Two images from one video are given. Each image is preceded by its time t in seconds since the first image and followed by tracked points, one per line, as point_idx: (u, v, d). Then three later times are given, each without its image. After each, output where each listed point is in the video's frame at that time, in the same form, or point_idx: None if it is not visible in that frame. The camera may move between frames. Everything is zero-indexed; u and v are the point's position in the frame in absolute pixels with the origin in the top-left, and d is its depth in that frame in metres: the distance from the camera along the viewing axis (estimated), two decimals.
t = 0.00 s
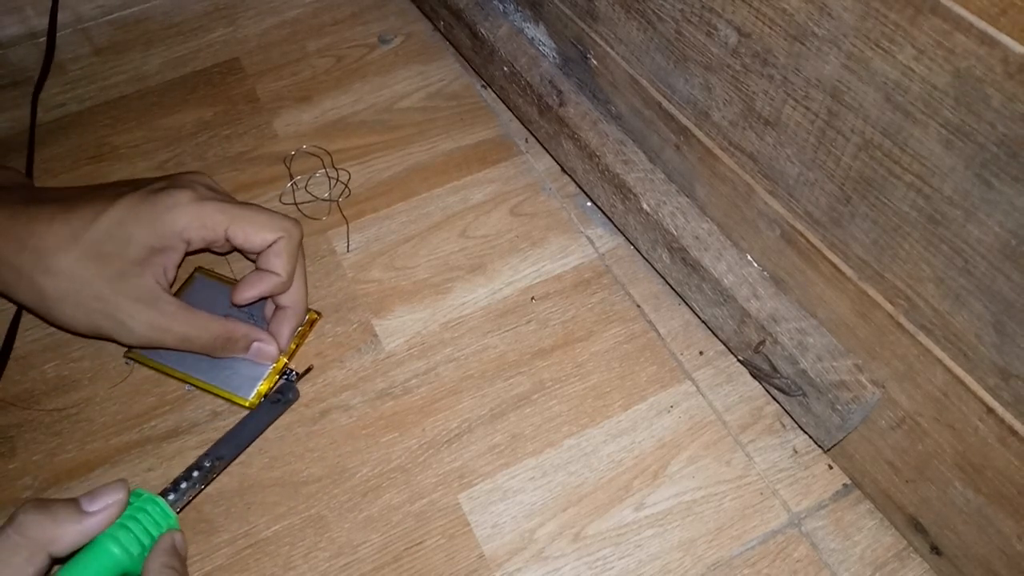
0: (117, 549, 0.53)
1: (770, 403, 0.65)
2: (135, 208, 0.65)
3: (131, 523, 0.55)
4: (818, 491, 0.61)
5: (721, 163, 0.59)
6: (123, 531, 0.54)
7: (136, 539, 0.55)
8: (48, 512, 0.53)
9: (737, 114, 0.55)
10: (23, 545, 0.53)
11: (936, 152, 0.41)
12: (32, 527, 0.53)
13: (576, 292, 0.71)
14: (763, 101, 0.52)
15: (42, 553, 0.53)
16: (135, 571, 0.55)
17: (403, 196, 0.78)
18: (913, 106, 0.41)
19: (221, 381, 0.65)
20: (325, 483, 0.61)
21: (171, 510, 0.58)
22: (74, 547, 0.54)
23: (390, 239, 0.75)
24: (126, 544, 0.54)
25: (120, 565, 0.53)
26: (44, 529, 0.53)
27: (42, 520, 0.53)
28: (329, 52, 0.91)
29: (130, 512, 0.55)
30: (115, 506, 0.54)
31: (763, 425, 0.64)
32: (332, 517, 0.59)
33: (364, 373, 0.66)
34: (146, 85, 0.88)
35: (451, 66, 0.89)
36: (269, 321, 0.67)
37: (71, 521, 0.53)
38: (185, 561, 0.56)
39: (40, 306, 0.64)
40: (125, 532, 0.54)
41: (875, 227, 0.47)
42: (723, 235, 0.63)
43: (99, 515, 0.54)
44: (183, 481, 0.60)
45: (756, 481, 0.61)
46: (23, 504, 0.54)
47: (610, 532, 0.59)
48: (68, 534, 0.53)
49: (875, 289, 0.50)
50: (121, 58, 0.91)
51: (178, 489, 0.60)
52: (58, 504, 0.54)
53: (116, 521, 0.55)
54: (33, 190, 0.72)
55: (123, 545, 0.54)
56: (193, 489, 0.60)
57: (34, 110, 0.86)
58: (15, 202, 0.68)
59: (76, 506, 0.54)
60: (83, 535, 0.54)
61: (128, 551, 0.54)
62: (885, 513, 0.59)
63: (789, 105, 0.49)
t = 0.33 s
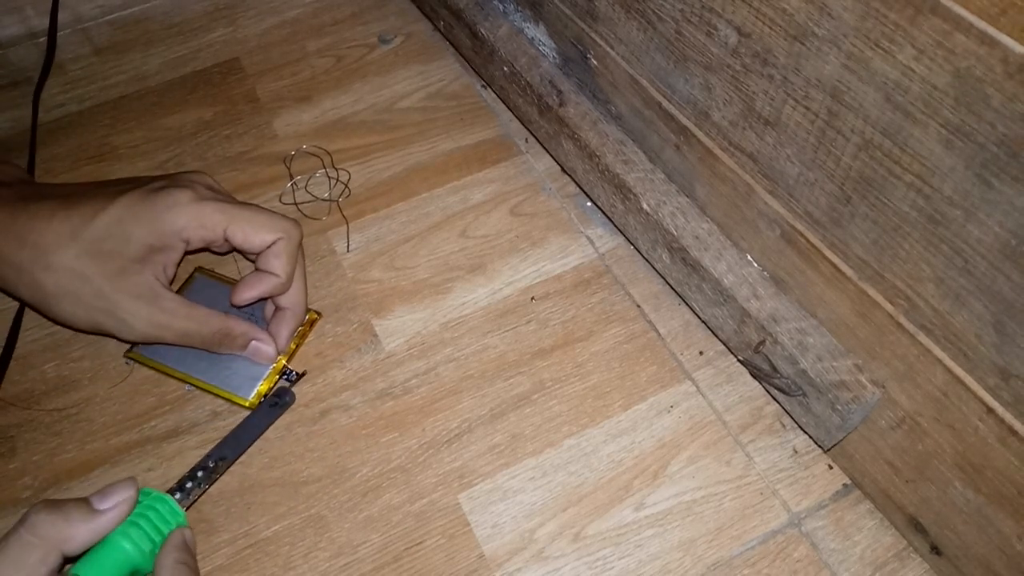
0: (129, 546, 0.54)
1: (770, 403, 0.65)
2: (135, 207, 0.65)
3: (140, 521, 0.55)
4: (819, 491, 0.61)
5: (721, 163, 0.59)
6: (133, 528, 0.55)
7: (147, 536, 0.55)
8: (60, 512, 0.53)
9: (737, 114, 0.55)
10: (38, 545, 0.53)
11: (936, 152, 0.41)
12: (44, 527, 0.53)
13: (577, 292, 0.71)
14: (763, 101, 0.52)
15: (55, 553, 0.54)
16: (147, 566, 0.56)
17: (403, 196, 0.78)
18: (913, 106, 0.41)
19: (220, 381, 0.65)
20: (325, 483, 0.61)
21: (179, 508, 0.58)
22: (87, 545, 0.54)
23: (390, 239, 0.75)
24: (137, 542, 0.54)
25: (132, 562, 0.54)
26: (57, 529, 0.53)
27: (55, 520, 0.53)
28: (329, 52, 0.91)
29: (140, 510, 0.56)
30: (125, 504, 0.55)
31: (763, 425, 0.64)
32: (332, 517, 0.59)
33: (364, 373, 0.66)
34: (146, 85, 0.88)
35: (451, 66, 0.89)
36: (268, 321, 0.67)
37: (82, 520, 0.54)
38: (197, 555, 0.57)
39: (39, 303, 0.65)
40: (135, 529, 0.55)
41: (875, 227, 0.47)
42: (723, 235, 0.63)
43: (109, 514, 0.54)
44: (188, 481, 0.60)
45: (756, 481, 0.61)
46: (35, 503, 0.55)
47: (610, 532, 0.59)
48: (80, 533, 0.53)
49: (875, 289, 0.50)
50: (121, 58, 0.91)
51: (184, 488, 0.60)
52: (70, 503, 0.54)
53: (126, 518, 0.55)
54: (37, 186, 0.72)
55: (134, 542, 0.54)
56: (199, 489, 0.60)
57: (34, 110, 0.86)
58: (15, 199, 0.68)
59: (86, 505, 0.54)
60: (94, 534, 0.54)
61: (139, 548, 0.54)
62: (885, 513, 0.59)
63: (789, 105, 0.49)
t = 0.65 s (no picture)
0: (128, 535, 0.54)
1: (771, 403, 0.65)
2: (132, 210, 0.64)
3: (139, 510, 0.55)
4: (820, 492, 0.61)
5: (722, 162, 0.59)
6: (132, 517, 0.55)
7: (145, 525, 0.55)
8: (58, 500, 0.53)
9: (738, 113, 0.55)
10: (35, 535, 0.52)
11: (938, 152, 0.41)
12: (42, 516, 0.52)
13: (577, 291, 0.71)
14: (764, 101, 0.51)
15: (52, 543, 0.52)
16: (146, 558, 0.55)
17: (403, 196, 0.78)
18: (915, 105, 0.41)
19: (220, 382, 0.65)
20: (324, 484, 0.61)
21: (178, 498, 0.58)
22: (84, 535, 0.54)
23: (389, 238, 0.75)
24: (136, 530, 0.55)
25: (131, 551, 0.54)
26: (55, 517, 0.52)
27: (52, 509, 0.52)
28: (328, 50, 0.90)
29: (138, 499, 0.56)
30: (123, 493, 0.54)
31: (764, 425, 0.64)
32: (331, 518, 0.59)
33: (363, 373, 0.66)
34: (144, 84, 0.87)
35: (450, 65, 0.89)
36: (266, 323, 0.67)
37: (80, 509, 0.53)
38: (196, 547, 0.57)
39: (36, 305, 0.64)
40: (133, 518, 0.55)
41: (877, 227, 0.47)
42: (724, 235, 0.62)
43: (107, 503, 0.54)
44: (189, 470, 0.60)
45: (757, 482, 0.61)
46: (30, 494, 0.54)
47: (611, 533, 0.59)
48: (77, 522, 0.53)
49: (876, 289, 0.49)
50: (120, 57, 0.90)
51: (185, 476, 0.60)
52: (66, 492, 0.54)
53: (125, 508, 0.55)
54: (34, 187, 0.72)
55: (133, 531, 0.54)
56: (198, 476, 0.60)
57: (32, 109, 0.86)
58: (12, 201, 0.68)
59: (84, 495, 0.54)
60: (93, 523, 0.53)
61: (138, 536, 0.54)
62: (887, 514, 0.59)
63: (791, 104, 0.49)
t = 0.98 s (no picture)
0: (143, 541, 0.54)
1: (770, 403, 0.65)
2: (133, 212, 0.65)
3: (154, 517, 0.55)
4: (818, 491, 0.61)
5: (721, 163, 0.59)
6: (147, 524, 0.55)
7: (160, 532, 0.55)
8: (75, 504, 0.53)
9: (737, 114, 0.55)
10: (50, 538, 0.52)
11: (936, 152, 0.41)
12: (59, 519, 0.53)
13: (577, 291, 0.71)
14: (763, 101, 0.52)
15: (66, 547, 0.53)
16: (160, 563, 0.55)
17: (403, 196, 0.78)
18: (913, 106, 0.41)
19: (220, 382, 0.65)
20: (325, 483, 0.61)
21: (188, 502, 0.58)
22: (100, 540, 0.54)
23: (390, 238, 0.75)
24: (151, 537, 0.55)
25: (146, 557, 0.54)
26: (71, 521, 0.53)
27: (68, 513, 0.53)
28: (329, 52, 0.91)
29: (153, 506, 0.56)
30: (139, 500, 0.55)
31: (763, 425, 0.64)
32: (332, 517, 0.59)
33: (364, 373, 0.66)
34: (146, 85, 0.88)
35: (450, 66, 0.89)
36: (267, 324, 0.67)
37: (96, 514, 0.53)
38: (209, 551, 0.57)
39: (38, 306, 0.65)
40: (149, 525, 0.55)
41: (875, 227, 0.47)
42: (723, 235, 0.63)
43: (123, 509, 0.54)
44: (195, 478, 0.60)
45: (756, 481, 0.61)
46: (46, 498, 0.54)
47: (610, 532, 0.59)
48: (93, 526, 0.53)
49: (875, 288, 0.50)
50: (122, 58, 0.91)
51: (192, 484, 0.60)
52: (82, 497, 0.54)
53: (140, 515, 0.55)
54: (35, 188, 0.72)
55: (149, 538, 0.55)
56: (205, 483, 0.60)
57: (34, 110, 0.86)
58: (14, 202, 0.69)
59: (100, 501, 0.54)
60: (108, 529, 0.54)
61: (153, 544, 0.55)
62: (886, 513, 0.59)
63: (789, 105, 0.49)
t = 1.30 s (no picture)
0: (147, 542, 0.54)
1: (770, 403, 0.65)
2: (132, 214, 0.65)
3: (158, 518, 0.55)
4: (818, 491, 0.61)
5: (721, 163, 0.59)
6: (151, 525, 0.55)
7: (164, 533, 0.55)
8: (80, 506, 0.53)
9: (737, 114, 0.55)
10: (57, 539, 0.53)
11: (936, 152, 0.41)
12: (64, 520, 0.53)
13: (577, 291, 0.71)
14: (763, 101, 0.52)
15: (72, 548, 0.53)
16: (163, 563, 0.56)
17: (403, 196, 0.78)
18: (913, 106, 0.41)
19: (220, 381, 0.65)
20: (325, 483, 0.61)
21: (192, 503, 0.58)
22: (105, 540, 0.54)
23: (390, 238, 0.75)
24: (156, 539, 0.55)
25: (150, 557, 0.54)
26: (77, 523, 0.53)
27: (73, 515, 0.53)
28: (329, 52, 0.91)
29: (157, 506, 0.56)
30: (143, 503, 0.55)
31: (764, 425, 0.64)
32: (332, 517, 0.59)
33: (364, 373, 0.66)
34: (146, 85, 0.88)
35: (450, 66, 0.89)
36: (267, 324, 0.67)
37: (101, 516, 0.53)
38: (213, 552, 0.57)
39: (39, 308, 0.65)
40: (153, 526, 0.55)
41: (875, 227, 0.47)
42: (723, 235, 0.63)
43: (128, 511, 0.54)
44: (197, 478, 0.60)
45: (756, 481, 0.61)
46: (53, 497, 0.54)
47: (610, 532, 0.59)
48: (98, 527, 0.53)
49: (875, 288, 0.50)
50: (122, 58, 0.91)
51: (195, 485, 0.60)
52: (88, 499, 0.54)
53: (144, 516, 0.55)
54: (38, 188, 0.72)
55: (153, 539, 0.55)
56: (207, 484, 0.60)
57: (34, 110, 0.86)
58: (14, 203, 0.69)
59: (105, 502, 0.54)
60: (113, 530, 0.54)
61: (157, 545, 0.55)
62: (885, 513, 0.59)
63: (789, 105, 0.49)
